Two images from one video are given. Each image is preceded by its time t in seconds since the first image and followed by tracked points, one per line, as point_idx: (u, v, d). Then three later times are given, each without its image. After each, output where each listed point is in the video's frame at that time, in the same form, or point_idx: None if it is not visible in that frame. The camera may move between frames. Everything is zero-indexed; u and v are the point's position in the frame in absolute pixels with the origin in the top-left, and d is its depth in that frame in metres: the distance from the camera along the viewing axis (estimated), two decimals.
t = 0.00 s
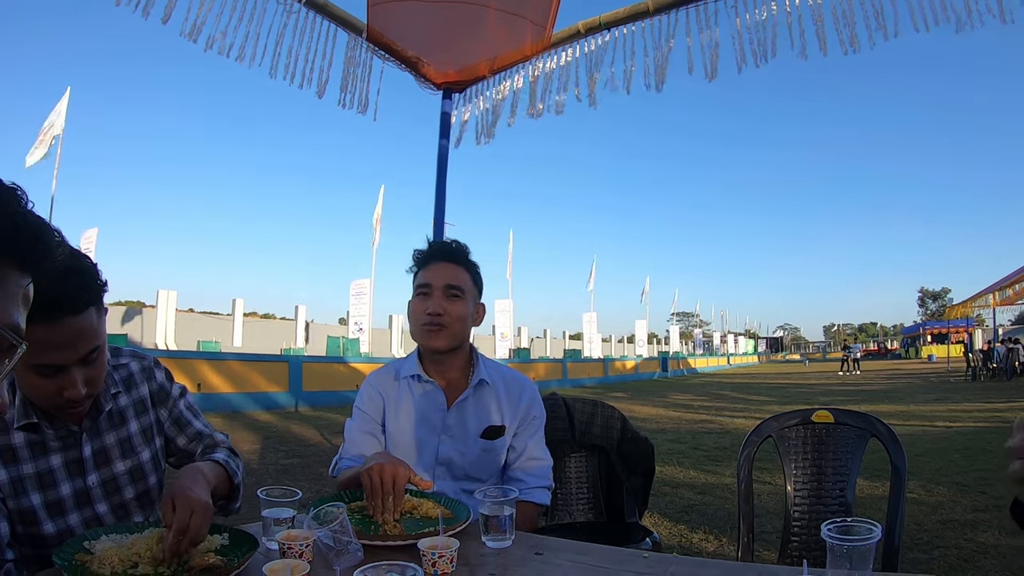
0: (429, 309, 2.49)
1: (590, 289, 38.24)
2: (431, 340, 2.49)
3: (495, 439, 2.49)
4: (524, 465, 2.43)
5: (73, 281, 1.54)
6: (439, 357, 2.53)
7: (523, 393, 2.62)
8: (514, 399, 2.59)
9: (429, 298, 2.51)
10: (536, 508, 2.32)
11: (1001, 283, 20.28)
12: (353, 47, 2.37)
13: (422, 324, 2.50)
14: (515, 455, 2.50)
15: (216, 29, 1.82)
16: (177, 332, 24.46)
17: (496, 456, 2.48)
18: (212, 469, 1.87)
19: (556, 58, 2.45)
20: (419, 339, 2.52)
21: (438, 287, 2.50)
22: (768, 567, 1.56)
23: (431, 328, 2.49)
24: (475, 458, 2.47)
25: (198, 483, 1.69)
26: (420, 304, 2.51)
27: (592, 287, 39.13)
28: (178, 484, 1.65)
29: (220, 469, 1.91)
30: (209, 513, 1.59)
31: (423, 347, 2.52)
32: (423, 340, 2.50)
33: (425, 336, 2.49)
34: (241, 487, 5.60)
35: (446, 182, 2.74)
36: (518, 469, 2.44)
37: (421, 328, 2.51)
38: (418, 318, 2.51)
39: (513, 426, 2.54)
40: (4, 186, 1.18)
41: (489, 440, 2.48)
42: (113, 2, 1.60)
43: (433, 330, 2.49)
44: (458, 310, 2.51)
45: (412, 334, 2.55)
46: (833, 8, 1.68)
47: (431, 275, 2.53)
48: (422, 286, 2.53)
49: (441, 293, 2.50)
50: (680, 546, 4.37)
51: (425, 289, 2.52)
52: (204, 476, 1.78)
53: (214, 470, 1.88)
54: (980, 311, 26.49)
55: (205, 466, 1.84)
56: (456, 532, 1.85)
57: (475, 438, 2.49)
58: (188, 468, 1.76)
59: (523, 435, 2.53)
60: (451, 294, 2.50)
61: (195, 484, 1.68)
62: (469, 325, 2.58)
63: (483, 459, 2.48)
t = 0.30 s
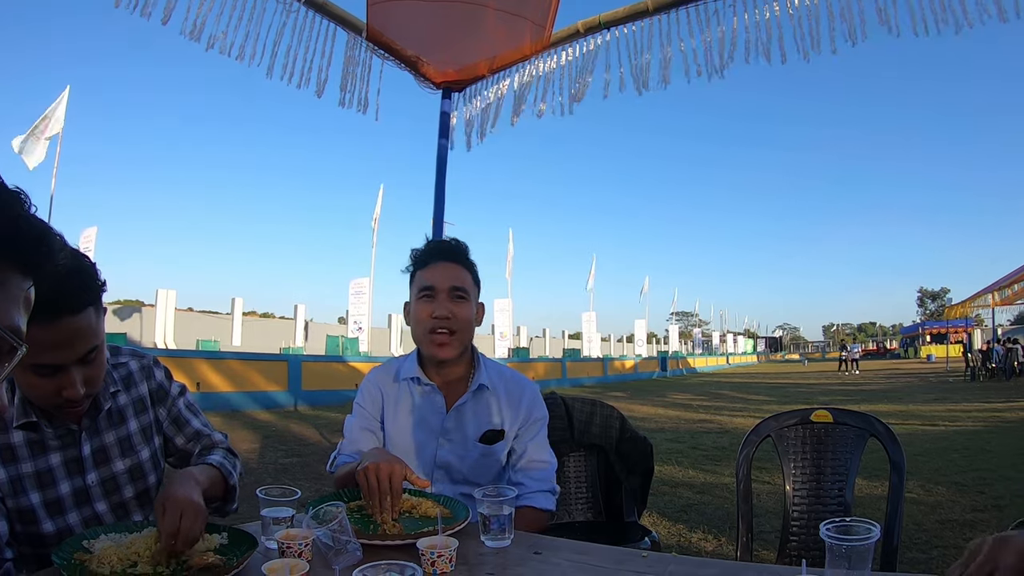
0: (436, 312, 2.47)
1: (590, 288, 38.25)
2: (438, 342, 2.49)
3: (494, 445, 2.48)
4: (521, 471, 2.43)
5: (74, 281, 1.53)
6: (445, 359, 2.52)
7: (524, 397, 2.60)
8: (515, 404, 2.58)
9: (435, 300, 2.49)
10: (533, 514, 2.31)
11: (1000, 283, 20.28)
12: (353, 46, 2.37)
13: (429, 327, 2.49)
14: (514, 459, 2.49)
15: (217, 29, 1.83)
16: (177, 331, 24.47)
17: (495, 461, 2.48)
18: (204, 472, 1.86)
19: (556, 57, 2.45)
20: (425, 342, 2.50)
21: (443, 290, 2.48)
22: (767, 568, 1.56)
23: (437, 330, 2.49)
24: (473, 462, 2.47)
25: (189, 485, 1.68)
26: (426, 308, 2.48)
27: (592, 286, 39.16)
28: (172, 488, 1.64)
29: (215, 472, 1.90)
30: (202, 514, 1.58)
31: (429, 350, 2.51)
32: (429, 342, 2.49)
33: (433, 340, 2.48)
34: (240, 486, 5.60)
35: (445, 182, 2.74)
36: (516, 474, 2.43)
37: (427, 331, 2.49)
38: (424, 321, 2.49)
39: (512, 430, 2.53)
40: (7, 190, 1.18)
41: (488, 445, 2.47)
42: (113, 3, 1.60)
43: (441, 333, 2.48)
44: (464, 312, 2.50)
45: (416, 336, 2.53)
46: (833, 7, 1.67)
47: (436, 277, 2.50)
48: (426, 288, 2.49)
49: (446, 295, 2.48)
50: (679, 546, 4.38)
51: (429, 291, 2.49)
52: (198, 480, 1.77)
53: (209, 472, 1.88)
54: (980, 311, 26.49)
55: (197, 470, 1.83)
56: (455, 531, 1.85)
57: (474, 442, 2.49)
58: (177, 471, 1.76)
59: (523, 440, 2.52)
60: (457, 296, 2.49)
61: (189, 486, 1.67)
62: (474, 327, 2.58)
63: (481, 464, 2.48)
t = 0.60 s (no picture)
0: (440, 315, 2.47)
1: (590, 288, 38.24)
2: (444, 345, 2.49)
3: (495, 446, 2.49)
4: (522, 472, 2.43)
5: (76, 282, 1.54)
6: (449, 363, 2.52)
7: (524, 397, 2.60)
8: (516, 404, 2.58)
9: (439, 303, 2.48)
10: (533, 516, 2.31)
11: (1000, 283, 20.29)
12: (352, 46, 2.36)
13: (433, 330, 2.48)
14: (514, 460, 2.50)
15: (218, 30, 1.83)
16: (177, 331, 24.48)
17: (495, 462, 2.49)
18: (208, 472, 1.87)
19: (558, 57, 2.45)
20: (429, 346, 2.49)
21: (447, 292, 2.48)
22: (768, 567, 1.57)
23: (442, 333, 2.48)
24: (474, 464, 2.48)
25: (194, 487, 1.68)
26: (429, 311, 2.47)
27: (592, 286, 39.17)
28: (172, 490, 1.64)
29: (218, 471, 1.91)
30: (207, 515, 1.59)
31: (433, 353, 2.50)
32: (435, 346, 2.48)
33: (438, 343, 2.48)
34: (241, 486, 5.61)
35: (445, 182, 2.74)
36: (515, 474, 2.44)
37: (431, 334, 2.48)
38: (428, 324, 2.48)
39: (512, 431, 2.54)
40: (10, 192, 1.19)
41: (489, 447, 2.48)
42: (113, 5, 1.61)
43: (446, 336, 2.48)
44: (468, 314, 2.51)
45: (419, 340, 2.51)
46: (833, 6, 1.68)
47: (439, 280, 2.50)
48: (429, 291, 2.49)
49: (450, 297, 2.48)
50: (678, 545, 4.38)
51: (433, 293, 2.49)
52: (201, 481, 1.78)
53: (212, 472, 1.89)
54: (980, 310, 26.49)
55: (202, 472, 1.84)
56: (457, 531, 1.86)
57: (475, 444, 2.49)
58: (181, 474, 1.77)
59: (523, 440, 2.53)
60: (461, 298, 2.50)
61: (191, 487, 1.68)
62: (477, 328, 2.59)
63: (482, 466, 2.48)
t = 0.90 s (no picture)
0: (438, 312, 2.46)
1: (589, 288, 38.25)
2: (442, 342, 2.47)
3: (492, 444, 2.50)
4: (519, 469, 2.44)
5: (76, 283, 1.54)
6: (446, 362, 2.51)
7: (521, 395, 2.61)
8: (512, 402, 2.59)
9: (436, 300, 2.48)
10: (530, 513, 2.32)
11: (1000, 283, 20.28)
12: (351, 46, 2.37)
13: (430, 327, 2.47)
14: (511, 458, 2.50)
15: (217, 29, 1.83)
16: (176, 331, 24.49)
17: (492, 460, 2.49)
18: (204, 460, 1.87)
19: (556, 57, 2.45)
20: (427, 344, 2.48)
21: (444, 289, 2.49)
22: (767, 566, 1.57)
23: (440, 330, 2.48)
24: (471, 462, 2.48)
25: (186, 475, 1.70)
26: (427, 308, 2.47)
27: (591, 286, 39.16)
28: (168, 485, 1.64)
29: (214, 460, 1.92)
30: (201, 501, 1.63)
31: (432, 351, 2.49)
32: (433, 343, 2.47)
33: (435, 340, 2.47)
34: (240, 486, 5.62)
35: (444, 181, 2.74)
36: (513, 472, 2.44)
37: (429, 332, 2.47)
38: (426, 321, 2.48)
39: (509, 429, 2.55)
40: (9, 191, 1.19)
41: (486, 445, 2.49)
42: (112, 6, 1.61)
43: (444, 333, 2.47)
44: (465, 311, 2.51)
45: (417, 338, 2.50)
46: (831, 5, 1.68)
47: (436, 277, 2.50)
48: (427, 288, 2.49)
49: (447, 294, 2.49)
50: (678, 545, 4.39)
51: (430, 291, 2.49)
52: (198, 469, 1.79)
53: (209, 462, 1.89)
54: (979, 310, 26.49)
55: (198, 458, 1.86)
56: (454, 530, 1.86)
57: (472, 442, 2.50)
58: (182, 461, 1.77)
59: (520, 438, 2.54)
60: (458, 295, 2.51)
61: (184, 479, 1.68)
62: (474, 327, 2.59)
63: (479, 464, 2.48)
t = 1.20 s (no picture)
0: (433, 311, 2.47)
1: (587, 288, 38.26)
2: (437, 341, 2.48)
3: (488, 443, 2.50)
4: (515, 468, 2.44)
5: (76, 283, 1.54)
6: (441, 361, 2.52)
7: (516, 395, 2.64)
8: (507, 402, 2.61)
9: (431, 299, 2.49)
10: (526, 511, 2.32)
11: (998, 282, 20.32)
12: (349, 47, 2.37)
13: (425, 326, 2.48)
14: (506, 457, 2.51)
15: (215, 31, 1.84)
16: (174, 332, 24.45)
17: (488, 459, 2.49)
18: (193, 473, 1.88)
19: (554, 58, 2.46)
20: (423, 343, 2.49)
21: (439, 288, 2.50)
22: (763, 565, 1.58)
23: (435, 329, 2.49)
24: (467, 461, 2.47)
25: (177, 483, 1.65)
26: (422, 307, 2.48)
27: (589, 286, 39.17)
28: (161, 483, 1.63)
29: (205, 469, 1.92)
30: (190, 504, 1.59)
31: (427, 350, 2.49)
32: (429, 342, 2.48)
33: (430, 339, 2.48)
34: (237, 486, 5.61)
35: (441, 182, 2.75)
36: (509, 471, 2.44)
37: (424, 331, 2.48)
38: (421, 321, 2.48)
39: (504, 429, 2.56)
40: (9, 192, 1.20)
41: (481, 444, 2.49)
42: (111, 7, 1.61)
43: (439, 332, 2.48)
44: (459, 310, 2.52)
45: (412, 338, 2.51)
46: (827, 6, 1.69)
47: (431, 276, 2.51)
48: (421, 288, 2.50)
49: (442, 293, 2.50)
50: (675, 544, 4.40)
51: (425, 290, 2.50)
52: (185, 478, 1.80)
53: (197, 471, 1.90)
54: (977, 310, 26.54)
55: (184, 470, 1.84)
56: (451, 530, 1.87)
57: (468, 441, 2.49)
58: (168, 470, 1.77)
59: (515, 437, 2.55)
60: (453, 294, 2.52)
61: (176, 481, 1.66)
62: (468, 325, 2.60)
63: (475, 463, 2.48)
